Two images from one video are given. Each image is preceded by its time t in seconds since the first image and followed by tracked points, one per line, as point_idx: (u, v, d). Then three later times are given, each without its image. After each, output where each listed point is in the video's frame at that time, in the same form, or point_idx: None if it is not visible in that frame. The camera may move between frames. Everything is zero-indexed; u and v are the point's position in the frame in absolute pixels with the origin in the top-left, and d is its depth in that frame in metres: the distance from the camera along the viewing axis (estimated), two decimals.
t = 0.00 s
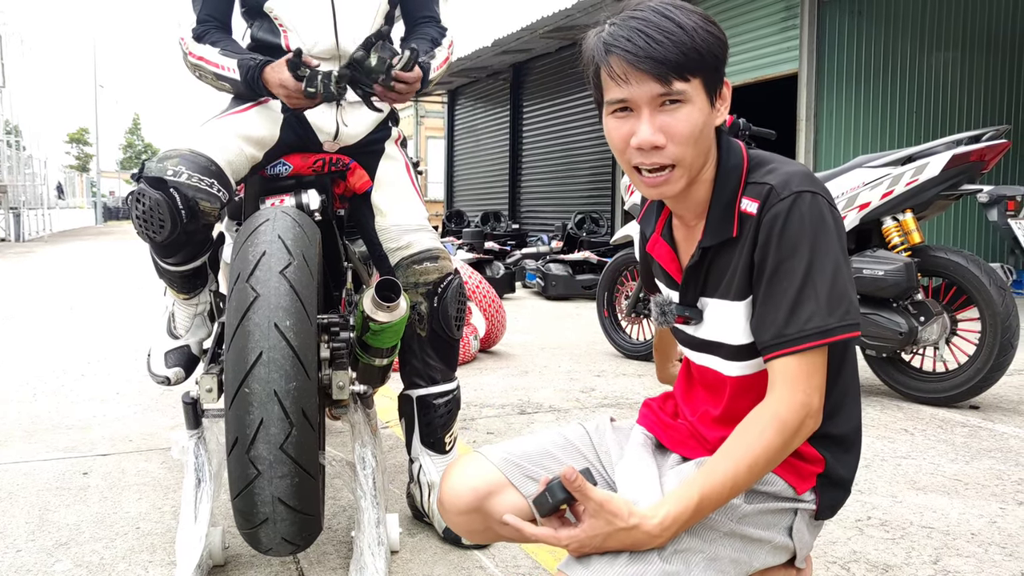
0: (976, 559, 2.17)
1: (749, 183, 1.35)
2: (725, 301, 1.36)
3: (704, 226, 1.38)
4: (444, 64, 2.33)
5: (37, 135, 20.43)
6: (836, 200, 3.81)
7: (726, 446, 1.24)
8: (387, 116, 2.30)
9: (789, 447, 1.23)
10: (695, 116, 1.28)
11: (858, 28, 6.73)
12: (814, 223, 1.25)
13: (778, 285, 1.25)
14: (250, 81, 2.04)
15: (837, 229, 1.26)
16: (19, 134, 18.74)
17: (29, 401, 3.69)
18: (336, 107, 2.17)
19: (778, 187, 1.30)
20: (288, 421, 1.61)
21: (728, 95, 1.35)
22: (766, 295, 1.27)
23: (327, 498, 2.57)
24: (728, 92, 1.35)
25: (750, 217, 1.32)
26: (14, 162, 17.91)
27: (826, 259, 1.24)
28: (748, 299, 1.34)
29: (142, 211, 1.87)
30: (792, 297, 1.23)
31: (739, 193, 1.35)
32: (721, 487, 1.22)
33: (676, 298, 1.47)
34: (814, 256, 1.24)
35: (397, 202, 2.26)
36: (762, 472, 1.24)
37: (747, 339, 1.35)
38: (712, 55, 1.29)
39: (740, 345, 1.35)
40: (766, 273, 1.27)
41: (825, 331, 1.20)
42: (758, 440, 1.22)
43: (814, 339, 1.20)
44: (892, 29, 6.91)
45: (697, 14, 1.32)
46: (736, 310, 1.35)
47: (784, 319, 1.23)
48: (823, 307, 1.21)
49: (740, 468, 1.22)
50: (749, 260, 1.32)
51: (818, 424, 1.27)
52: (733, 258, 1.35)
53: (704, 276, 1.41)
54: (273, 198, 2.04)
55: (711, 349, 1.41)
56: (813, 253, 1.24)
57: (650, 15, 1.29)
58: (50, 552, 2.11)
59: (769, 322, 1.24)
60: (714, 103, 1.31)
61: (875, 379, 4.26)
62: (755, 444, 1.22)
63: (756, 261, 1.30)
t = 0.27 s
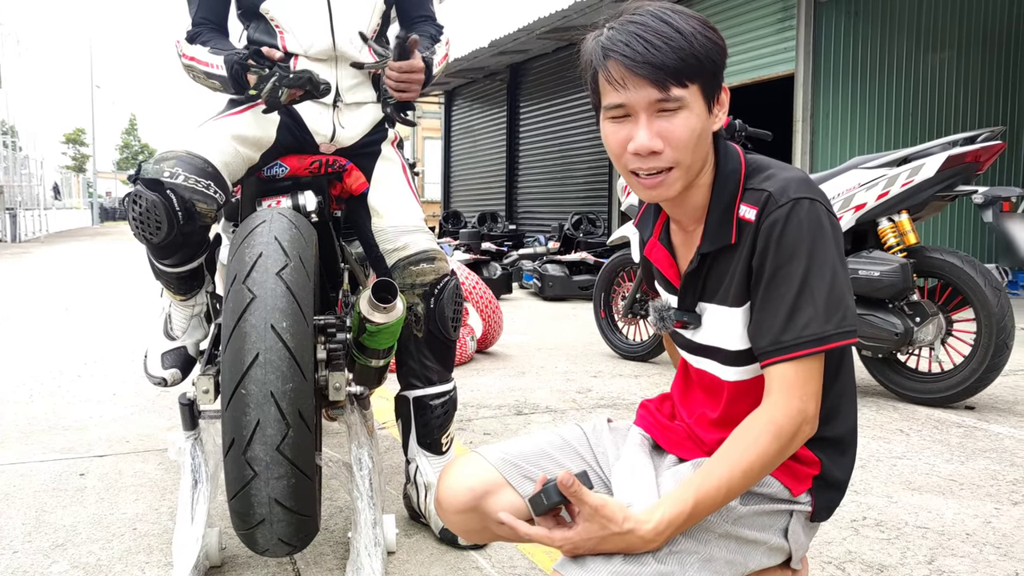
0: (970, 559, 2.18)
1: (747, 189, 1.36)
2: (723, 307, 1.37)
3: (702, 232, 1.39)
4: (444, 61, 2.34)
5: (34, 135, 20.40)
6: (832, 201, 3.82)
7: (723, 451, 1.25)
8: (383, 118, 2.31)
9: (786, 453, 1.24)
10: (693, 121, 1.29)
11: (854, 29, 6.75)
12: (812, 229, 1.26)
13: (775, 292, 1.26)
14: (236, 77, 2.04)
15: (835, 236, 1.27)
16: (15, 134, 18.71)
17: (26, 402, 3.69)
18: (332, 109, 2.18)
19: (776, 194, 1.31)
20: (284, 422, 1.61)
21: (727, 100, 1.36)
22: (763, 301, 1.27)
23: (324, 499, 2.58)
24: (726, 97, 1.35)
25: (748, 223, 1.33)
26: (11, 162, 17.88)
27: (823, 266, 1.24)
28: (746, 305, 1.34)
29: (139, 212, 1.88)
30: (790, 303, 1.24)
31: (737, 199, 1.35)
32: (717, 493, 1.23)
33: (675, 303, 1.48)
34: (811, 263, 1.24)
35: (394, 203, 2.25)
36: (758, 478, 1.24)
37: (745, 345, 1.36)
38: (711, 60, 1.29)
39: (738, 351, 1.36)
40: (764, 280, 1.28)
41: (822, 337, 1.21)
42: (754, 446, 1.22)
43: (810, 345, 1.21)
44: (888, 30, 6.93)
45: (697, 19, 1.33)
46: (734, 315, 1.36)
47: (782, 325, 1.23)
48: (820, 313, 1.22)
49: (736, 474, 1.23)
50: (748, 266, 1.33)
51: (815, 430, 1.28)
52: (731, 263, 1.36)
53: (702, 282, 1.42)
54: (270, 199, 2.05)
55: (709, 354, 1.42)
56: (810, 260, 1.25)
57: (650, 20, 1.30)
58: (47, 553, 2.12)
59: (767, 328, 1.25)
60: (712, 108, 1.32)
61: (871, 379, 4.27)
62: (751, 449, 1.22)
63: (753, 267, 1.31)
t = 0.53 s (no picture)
0: (965, 558, 2.19)
1: (745, 188, 1.36)
2: (719, 307, 1.38)
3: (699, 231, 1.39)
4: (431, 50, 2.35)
5: (30, 135, 20.36)
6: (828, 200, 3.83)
7: (716, 452, 1.26)
8: (380, 118, 2.31)
9: (779, 453, 1.24)
10: (695, 119, 1.30)
11: (851, 29, 6.76)
12: (807, 230, 1.26)
13: (770, 292, 1.26)
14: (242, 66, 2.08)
15: (831, 237, 1.27)
16: (11, 134, 18.67)
17: (22, 402, 3.69)
18: (330, 110, 2.17)
19: (773, 194, 1.31)
20: (281, 421, 1.62)
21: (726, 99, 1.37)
22: (758, 301, 1.28)
23: (321, 498, 2.58)
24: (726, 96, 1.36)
25: (744, 223, 1.34)
26: (7, 162, 17.84)
27: (817, 267, 1.25)
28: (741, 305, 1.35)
29: (136, 212, 1.88)
30: (785, 303, 1.24)
31: (733, 198, 1.36)
32: (709, 495, 1.24)
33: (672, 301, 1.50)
34: (807, 264, 1.25)
35: (390, 203, 2.26)
36: (752, 479, 1.25)
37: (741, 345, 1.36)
38: (712, 58, 1.30)
39: (734, 350, 1.37)
40: (759, 280, 1.29)
41: (816, 337, 1.21)
42: (748, 447, 1.23)
43: (804, 345, 1.21)
44: (884, 30, 6.95)
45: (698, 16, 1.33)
46: (729, 315, 1.36)
47: (776, 325, 1.24)
48: (815, 313, 1.22)
49: (728, 475, 1.23)
50: (743, 266, 1.33)
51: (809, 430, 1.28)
52: (728, 263, 1.36)
53: (699, 281, 1.42)
54: (267, 199, 2.06)
55: (706, 353, 1.43)
56: (805, 260, 1.25)
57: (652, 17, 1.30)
58: (43, 553, 2.12)
59: (761, 328, 1.26)
60: (712, 106, 1.33)
61: (867, 379, 4.28)
62: (745, 449, 1.23)
63: (749, 268, 1.32)
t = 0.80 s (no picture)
0: (961, 557, 2.20)
1: (743, 189, 1.37)
2: (717, 307, 1.39)
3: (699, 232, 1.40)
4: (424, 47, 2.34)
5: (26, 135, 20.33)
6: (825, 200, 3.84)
7: (714, 451, 1.26)
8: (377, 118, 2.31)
9: (776, 453, 1.24)
10: (708, 115, 1.31)
11: (847, 30, 6.78)
12: (805, 230, 1.27)
13: (768, 292, 1.27)
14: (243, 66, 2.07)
15: (828, 237, 1.28)
16: (7, 135, 18.64)
17: (19, 402, 3.68)
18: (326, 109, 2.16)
19: (771, 194, 1.32)
20: (278, 421, 1.62)
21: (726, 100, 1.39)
22: (757, 300, 1.28)
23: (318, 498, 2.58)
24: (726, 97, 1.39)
25: (743, 223, 1.34)
26: (3, 162, 17.81)
27: (815, 266, 1.25)
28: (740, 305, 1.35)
29: (133, 211, 1.89)
30: (783, 302, 1.25)
31: (733, 198, 1.36)
32: (706, 495, 1.24)
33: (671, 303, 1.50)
34: (804, 263, 1.25)
35: (387, 203, 2.26)
36: (749, 478, 1.25)
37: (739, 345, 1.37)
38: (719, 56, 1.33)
39: (732, 350, 1.37)
40: (757, 279, 1.29)
41: (815, 337, 1.22)
42: (745, 447, 1.23)
43: (802, 345, 1.22)
44: (880, 31, 6.96)
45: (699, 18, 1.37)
46: (727, 315, 1.37)
47: (774, 324, 1.24)
48: (813, 313, 1.23)
49: (725, 474, 1.24)
50: (742, 266, 1.34)
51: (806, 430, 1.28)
52: (727, 264, 1.37)
53: (698, 281, 1.43)
54: (264, 199, 2.06)
55: (704, 353, 1.43)
56: (802, 259, 1.25)
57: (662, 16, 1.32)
58: (40, 553, 2.11)
59: (760, 328, 1.26)
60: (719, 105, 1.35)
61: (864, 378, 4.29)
62: (742, 449, 1.23)
63: (747, 268, 1.33)
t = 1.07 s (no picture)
0: (957, 556, 2.21)
1: (746, 192, 1.37)
2: (719, 309, 1.39)
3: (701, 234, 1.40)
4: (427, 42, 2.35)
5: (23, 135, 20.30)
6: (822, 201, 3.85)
7: (718, 453, 1.26)
8: (374, 118, 2.31)
9: (779, 456, 1.25)
10: (705, 118, 1.31)
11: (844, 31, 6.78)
12: (808, 234, 1.27)
13: (771, 295, 1.27)
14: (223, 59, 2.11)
15: (832, 241, 1.28)
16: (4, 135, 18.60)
17: (16, 402, 3.68)
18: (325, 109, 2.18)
19: (775, 197, 1.32)
20: (276, 421, 1.62)
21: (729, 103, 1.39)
22: (759, 303, 1.29)
23: (316, 498, 2.58)
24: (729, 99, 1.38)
25: (746, 226, 1.34)
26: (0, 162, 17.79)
27: (817, 270, 1.25)
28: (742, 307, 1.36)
29: (130, 212, 1.87)
30: (785, 306, 1.25)
31: (735, 201, 1.37)
32: (709, 496, 1.24)
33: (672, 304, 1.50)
34: (808, 268, 1.26)
35: (385, 203, 2.26)
36: (752, 481, 1.26)
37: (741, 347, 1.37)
38: (721, 58, 1.32)
39: (733, 353, 1.37)
40: (760, 282, 1.29)
41: (816, 341, 1.22)
42: (748, 450, 1.23)
43: (804, 349, 1.22)
44: (877, 32, 6.98)
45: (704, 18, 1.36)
46: (729, 317, 1.37)
47: (776, 328, 1.25)
48: (816, 317, 1.23)
49: (728, 476, 1.24)
50: (745, 268, 1.34)
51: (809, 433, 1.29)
52: (730, 266, 1.37)
53: (700, 283, 1.43)
54: (261, 199, 2.05)
55: (706, 354, 1.43)
56: (805, 263, 1.26)
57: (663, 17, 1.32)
58: (37, 554, 2.11)
59: (762, 331, 1.26)
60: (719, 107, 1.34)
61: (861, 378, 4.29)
62: (745, 452, 1.24)
63: (750, 271, 1.33)
